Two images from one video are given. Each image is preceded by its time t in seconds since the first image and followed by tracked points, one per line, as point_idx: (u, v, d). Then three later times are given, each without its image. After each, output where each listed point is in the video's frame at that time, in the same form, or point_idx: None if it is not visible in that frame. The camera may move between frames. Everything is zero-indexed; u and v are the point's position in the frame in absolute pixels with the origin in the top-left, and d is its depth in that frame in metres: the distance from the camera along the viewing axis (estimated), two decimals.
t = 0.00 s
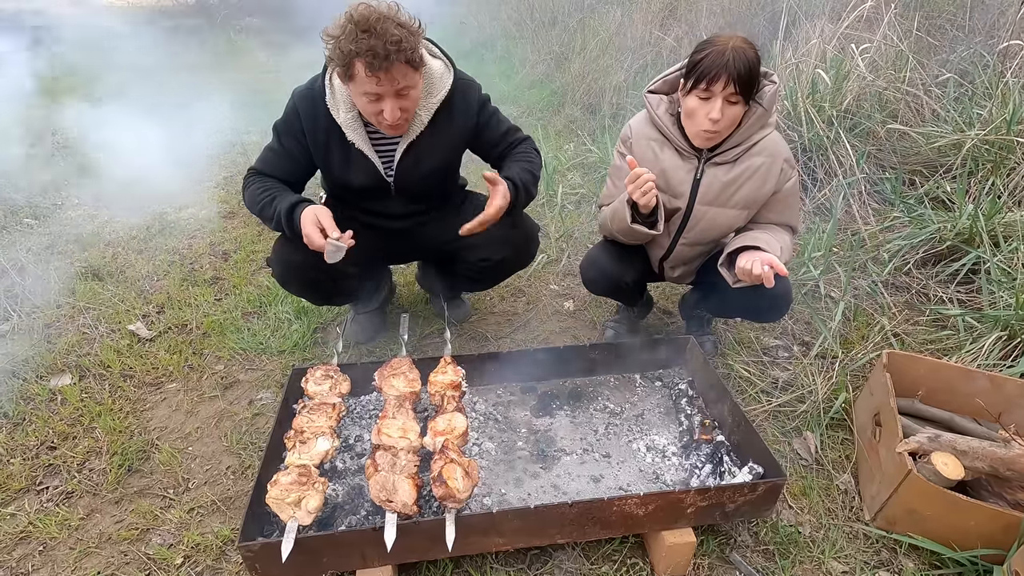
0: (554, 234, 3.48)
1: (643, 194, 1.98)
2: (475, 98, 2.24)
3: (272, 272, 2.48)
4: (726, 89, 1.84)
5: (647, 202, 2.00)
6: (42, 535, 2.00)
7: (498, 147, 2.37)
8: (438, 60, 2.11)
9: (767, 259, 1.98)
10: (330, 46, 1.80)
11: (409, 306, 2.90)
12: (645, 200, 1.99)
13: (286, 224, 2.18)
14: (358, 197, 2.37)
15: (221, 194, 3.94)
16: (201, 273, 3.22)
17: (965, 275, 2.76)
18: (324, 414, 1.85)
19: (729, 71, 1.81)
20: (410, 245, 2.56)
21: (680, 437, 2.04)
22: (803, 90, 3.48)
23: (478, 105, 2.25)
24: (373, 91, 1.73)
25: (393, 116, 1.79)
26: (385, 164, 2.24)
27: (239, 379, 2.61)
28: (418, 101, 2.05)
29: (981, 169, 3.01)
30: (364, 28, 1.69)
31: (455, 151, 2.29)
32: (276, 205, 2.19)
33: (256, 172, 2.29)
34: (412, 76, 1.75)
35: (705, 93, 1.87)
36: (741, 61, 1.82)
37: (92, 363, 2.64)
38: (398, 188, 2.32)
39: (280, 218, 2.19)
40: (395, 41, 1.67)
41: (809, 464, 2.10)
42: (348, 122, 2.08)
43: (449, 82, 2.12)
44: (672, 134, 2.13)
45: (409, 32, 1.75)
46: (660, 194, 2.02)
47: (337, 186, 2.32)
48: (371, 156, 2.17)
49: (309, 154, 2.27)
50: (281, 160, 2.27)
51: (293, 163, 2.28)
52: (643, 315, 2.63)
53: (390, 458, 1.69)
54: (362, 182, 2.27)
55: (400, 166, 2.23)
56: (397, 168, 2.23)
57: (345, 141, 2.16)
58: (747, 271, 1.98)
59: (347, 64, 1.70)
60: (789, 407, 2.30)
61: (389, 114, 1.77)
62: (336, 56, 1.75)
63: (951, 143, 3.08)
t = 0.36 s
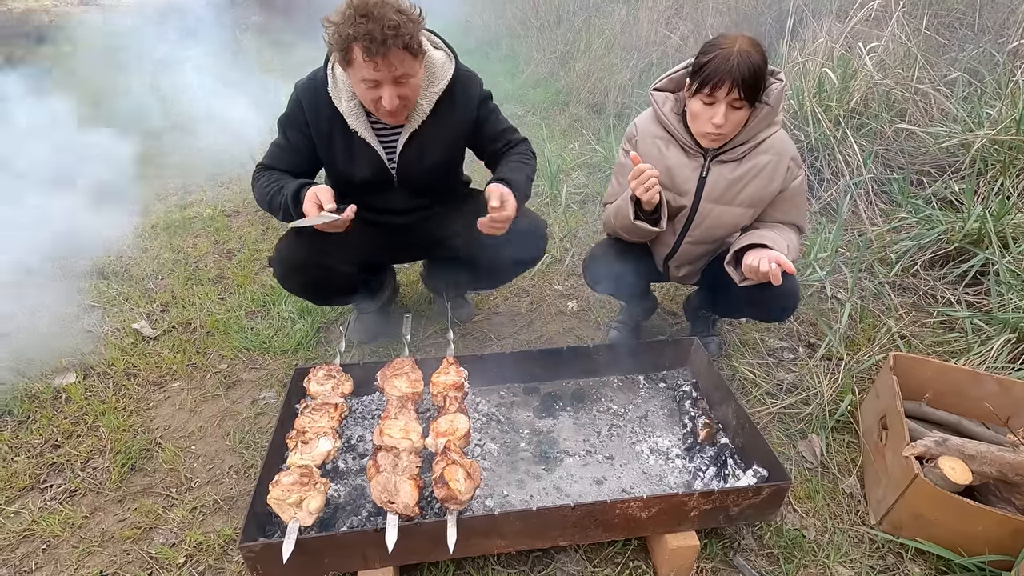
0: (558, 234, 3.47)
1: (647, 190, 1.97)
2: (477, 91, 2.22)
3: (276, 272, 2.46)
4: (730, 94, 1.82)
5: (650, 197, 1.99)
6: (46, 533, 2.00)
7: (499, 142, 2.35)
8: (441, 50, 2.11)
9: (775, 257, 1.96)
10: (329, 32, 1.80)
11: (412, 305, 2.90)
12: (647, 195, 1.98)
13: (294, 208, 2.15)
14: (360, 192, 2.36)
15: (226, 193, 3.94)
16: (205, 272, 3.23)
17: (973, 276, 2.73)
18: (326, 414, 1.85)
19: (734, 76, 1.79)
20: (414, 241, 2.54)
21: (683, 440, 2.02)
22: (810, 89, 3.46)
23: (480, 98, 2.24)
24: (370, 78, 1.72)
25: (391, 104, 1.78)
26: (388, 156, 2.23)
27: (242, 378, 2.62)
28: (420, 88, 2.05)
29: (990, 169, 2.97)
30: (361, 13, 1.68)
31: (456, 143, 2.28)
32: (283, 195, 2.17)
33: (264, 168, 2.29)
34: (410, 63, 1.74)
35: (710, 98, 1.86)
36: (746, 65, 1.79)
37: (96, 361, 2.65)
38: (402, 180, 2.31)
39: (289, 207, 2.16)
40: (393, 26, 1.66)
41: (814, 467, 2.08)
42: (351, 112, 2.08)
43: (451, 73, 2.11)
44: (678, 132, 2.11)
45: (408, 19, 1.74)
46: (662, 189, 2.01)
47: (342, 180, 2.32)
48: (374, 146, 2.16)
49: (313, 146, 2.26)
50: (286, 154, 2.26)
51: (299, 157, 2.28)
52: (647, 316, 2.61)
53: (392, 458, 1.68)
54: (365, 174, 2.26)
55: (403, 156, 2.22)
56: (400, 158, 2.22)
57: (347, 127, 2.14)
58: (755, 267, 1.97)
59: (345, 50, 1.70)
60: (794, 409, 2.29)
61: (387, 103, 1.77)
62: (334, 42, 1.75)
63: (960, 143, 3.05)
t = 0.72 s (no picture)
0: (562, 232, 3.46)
1: (649, 187, 1.96)
2: (461, 81, 2.17)
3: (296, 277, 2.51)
4: (735, 96, 1.80)
5: (653, 194, 1.98)
6: (49, 531, 2.00)
7: (484, 144, 2.29)
8: (427, 41, 2.12)
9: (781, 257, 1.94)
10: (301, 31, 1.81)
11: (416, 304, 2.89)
12: (651, 192, 1.96)
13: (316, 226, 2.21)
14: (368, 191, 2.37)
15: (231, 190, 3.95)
16: (208, 270, 3.23)
17: (982, 276, 2.70)
18: (328, 413, 1.84)
19: (739, 78, 1.77)
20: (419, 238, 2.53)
21: (688, 440, 2.01)
22: (816, 87, 3.43)
23: (463, 89, 2.18)
24: (344, 75, 1.72)
25: (368, 99, 1.79)
26: (384, 151, 2.22)
27: (246, 376, 2.61)
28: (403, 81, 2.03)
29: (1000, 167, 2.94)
30: (327, 10, 1.68)
31: (445, 137, 2.25)
32: (303, 210, 2.21)
33: (278, 180, 2.32)
34: (380, 55, 1.73)
35: (714, 100, 1.84)
36: (752, 66, 1.77)
37: (100, 359, 2.65)
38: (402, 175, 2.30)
39: (309, 223, 2.21)
40: (355, 20, 1.64)
41: (820, 469, 2.06)
42: (341, 110, 2.06)
43: (437, 60, 2.11)
44: (683, 129, 2.09)
45: (374, 11, 1.72)
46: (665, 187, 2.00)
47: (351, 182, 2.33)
48: (367, 140, 2.15)
49: (318, 151, 2.27)
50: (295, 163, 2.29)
51: (306, 162, 2.29)
52: (651, 315, 2.59)
53: (394, 458, 1.67)
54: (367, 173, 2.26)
55: (398, 152, 2.21)
56: (395, 154, 2.21)
57: (344, 130, 2.14)
58: (760, 268, 1.95)
59: (314, 48, 1.70)
60: (799, 410, 2.27)
61: (365, 97, 1.78)
62: (306, 41, 1.76)
63: (969, 141, 3.01)
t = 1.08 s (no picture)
0: (567, 231, 3.44)
1: (659, 188, 1.94)
2: (471, 91, 2.15)
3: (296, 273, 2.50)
4: (743, 94, 1.78)
5: (663, 195, 1.96)
6: (51, 529, 2.00)
7: (488, 156, 2.29)
8: (441, 47, 2.10)
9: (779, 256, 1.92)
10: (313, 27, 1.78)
11: (420, 303, 2.87)
12: (660, 194, 1.94)
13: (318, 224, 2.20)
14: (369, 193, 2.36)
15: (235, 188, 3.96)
16: (213, 268, 3.23)
17: (992, 277, 2.68)
18: (331, 412, 1.83)
19: (748, 75, 1.75)
20: (420, 240, 2.52)
21: (693, 441, 1.99)
22: (824, 86, 3.40)
23: (472, 100, 2.16)
24: (355, 72, 1.70)
25: (378, 98, 1.77)
26: (388, 155, 2.21)
27: (249, 374, 2.61)
28: (414, 86, 2.01)
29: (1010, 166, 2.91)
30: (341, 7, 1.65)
31: (449, 146, 2.24)
32: (302, 209, 2.20)
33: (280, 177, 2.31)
34: (393, 54, 1.71)
35: (722, 98, 1.82)
36: (760, 64, 1.75)
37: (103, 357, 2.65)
38: (404, 179, 2.29)
39: (309, 221, 2.21)
40: (370, 18, 1.62)
41: (827, 470, 2.04)
42: (348, 110, 2.05)
43: (449, 70, 2.09)
44: (690, 128, 2.07)
45: (389, 9, 1.70)
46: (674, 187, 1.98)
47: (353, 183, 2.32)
48: (372, 142, 2.13)
49: (321, 150, 2.26)
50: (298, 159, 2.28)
51: (309, 161, 2.28)
52: (656, 315, 2.57)
53: (397, 458, 1.66)
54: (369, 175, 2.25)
55: (401, 157, 2.20)
56: (399, 158, 2.20)
57: (348, 131, 2.13)
58: (755, 265, 1.94)
59: (327, 44, 1.68)
60: (806, 410, 2.24)
61: (374, 97, 1.76)
62: (319, 38, 1.73)
63: (978, 140, 2.98)
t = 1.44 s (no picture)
0: (570, 231, 3.42)
1: (660, 189, 1.91)
2: (473, 92, 2.12)
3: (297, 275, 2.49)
4: (747, 93, 1.75)
5: (664, 197, 1.93)
6: (50, 529, 1.98)
7: (491, 157, 2.25)
8: (442, 48, 2.07)
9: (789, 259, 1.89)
10: (314, 32, 1.75)
11: (422, 302, 2.85)
12: (661, 194, 1.92)
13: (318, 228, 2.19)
14: (371, 196, 2.35)
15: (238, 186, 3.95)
16: (215, 267, 3.21)
17: (1001, 278, 2.64)
18: (331, 413, 1.82)
19: (752, 75, 1.72)
20: (423, 241, 2.50)
21: (697, 445, 1.96)
22: (831, 84, 3.36)
23: (474, 102, 2.13)
24: (359, 79, 1.68)
25: (382, 103, 1.76)
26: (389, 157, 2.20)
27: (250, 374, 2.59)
28: (415, 88, 1.99)
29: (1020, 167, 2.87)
30: (344, 13, 1.62)
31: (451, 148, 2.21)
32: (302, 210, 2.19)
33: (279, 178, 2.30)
34: (397, 61, 1.69)
35: (725, 96, 1.79)
36: (765, 63, 1.71)
37: (104, 356, 2.64)
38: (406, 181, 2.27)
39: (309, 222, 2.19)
40: (374, 26, 1.60)
41: (833, 475, 2.01)
42: (348, 113, 2.03)
43: (451, 71, 2.06)
44: (693, 129, 2.04)
45: (392, 15, 1.66)
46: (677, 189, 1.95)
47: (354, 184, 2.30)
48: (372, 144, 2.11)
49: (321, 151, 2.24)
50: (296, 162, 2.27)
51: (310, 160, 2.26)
52: (660, 316, 2.54)
53: (397, 461, 1.64)
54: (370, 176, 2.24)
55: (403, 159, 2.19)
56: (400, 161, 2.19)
57: (348, 132, 2.11)
58: (766, 270, 1.91)
59: (329, 50, 1.65)
60: (812, 414, 2.21)
61: (378, 102, 1.75)
62: (320, 43, 1.70)
63: (987, 140, 2.94)
